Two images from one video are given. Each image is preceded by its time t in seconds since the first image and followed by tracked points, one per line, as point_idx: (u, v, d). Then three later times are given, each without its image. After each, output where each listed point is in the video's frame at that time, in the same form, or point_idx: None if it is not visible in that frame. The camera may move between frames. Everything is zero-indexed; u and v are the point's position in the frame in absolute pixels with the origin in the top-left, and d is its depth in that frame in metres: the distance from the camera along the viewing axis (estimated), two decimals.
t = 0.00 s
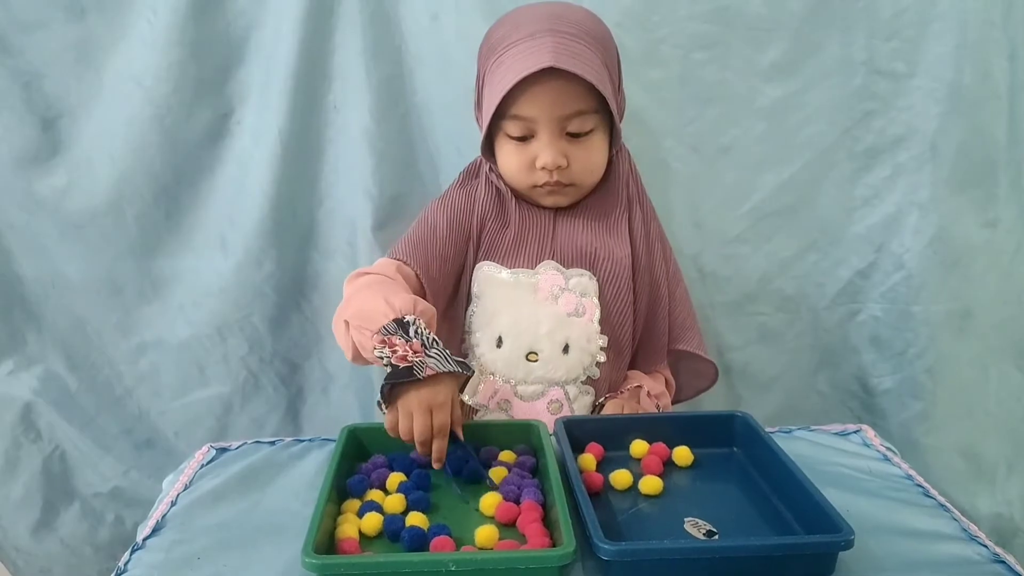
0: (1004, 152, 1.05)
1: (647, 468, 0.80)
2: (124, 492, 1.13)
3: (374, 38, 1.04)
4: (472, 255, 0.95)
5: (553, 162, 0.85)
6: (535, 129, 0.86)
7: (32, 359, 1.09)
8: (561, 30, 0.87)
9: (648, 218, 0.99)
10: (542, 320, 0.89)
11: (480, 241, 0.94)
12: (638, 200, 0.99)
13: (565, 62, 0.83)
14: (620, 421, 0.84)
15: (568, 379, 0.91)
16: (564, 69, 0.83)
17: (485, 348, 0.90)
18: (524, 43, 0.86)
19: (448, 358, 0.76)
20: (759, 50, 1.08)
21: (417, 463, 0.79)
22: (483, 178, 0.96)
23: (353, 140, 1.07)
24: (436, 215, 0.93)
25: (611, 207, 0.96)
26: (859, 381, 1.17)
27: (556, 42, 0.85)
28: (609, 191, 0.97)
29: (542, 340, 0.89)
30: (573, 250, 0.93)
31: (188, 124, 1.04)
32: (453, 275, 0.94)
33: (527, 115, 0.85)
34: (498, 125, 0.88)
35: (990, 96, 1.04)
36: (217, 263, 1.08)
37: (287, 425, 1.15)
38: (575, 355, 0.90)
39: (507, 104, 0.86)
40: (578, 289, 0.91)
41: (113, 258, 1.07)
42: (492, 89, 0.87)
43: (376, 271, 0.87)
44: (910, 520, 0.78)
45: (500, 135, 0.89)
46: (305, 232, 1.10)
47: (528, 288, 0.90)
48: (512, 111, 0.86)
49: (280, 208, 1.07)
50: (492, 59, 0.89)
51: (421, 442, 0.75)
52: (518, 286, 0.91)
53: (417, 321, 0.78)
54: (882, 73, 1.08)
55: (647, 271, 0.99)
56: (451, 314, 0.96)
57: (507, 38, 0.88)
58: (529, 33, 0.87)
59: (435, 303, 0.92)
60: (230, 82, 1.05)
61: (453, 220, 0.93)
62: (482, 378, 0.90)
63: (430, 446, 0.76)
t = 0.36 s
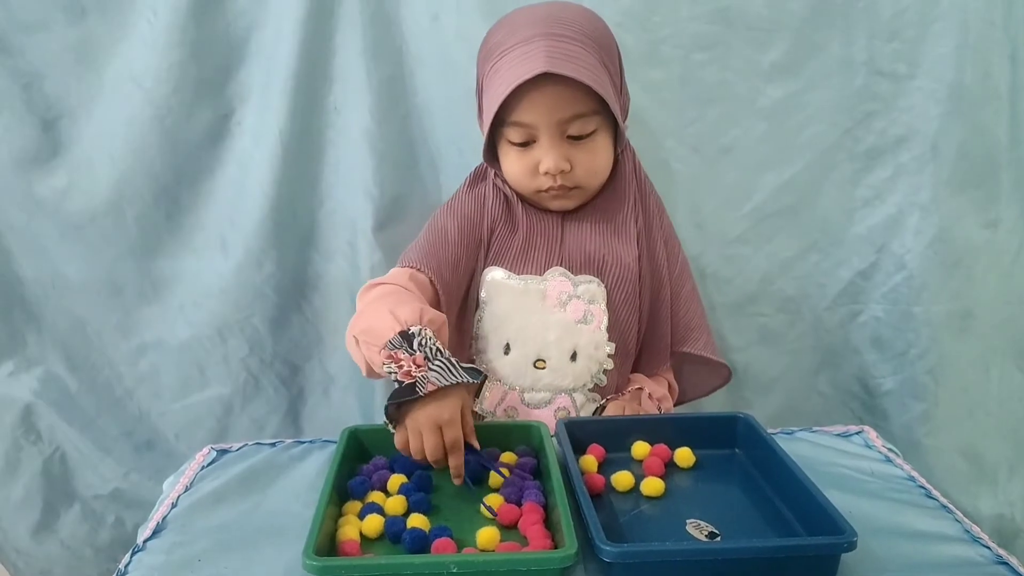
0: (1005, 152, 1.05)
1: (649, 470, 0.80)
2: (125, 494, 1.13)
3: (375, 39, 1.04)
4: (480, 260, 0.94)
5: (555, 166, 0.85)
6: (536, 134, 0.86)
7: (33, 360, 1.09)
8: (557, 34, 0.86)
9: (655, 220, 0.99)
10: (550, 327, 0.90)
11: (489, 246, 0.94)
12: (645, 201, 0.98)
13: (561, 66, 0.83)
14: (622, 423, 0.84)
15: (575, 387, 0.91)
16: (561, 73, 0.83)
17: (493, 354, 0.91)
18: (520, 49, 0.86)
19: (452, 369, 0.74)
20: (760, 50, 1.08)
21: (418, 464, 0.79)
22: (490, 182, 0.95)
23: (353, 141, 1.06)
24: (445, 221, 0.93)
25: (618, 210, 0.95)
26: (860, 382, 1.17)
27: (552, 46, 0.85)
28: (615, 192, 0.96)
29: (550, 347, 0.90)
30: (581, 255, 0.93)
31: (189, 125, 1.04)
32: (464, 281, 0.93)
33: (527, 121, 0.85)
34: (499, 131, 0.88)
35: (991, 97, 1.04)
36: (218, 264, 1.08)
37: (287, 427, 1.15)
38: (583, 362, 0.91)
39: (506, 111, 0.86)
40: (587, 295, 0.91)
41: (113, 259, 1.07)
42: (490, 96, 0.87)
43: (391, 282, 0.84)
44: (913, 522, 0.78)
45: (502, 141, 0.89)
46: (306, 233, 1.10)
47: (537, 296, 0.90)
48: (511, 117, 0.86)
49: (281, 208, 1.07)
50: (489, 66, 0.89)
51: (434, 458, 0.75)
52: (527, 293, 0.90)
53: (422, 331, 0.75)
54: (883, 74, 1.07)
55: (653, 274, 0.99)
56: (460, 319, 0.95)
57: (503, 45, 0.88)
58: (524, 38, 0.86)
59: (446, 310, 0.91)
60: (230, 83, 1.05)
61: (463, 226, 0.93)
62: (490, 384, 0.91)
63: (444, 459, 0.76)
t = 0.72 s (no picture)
0: (1006, 156, 1.05)
1: (651, 475, 0.80)
2: (126, 498, 1.13)
3: (376, 43, 1.04)
4: (488, 267, 0.94)
5: (567, 172, 0.85)
6: (548, 139, 0.86)
7: (34, 364, 1.09)
8: (570, 39, 0.86)
9: (662, 226, 0.99)
10: (557, 334, 0.90)
11: (497, 252, 0.94)
12: (653, 207, 0.98)
13: (575, 72, 0.83)
14: (624, 427, 0.84)
15: (581, 393, 0.91)
16: (575, 79, 0.83)
17: (499, 359, 0.91)
18: (532, 54, 0.86)
19: (480, 388, 0.73)
20: (761, 54, 1.08)
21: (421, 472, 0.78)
22: (497, 185, 0.95)
23: (354, 145, 1.06)
24: (455, 225, 0.92)
25: (625, 217, 0.96)
26: (861, 386, 1.17)
27: (566, 51, 0.85)
28: (624, 199, 0.96)
29: (556, 353, 0.90)
30: (589, 262, 0.93)
31: (191, 129, 1.04)
32: (473, 287, 0.93)
33: (540, 125, 0.85)
34: (510, 135, 0.88)
35: (992, 101, 1.04)
36: (219, 268, 1.08)
37: (289, 430, 1.15)
38: (589, 369, 0.91)
39: (518, 115, 0.86)
40: (593, 302, 0.91)
41: (115, 263, 1.07)
42: (502, 101, 0.87)
43: (401, 291, 0.84)
44: (915, 527, 0.78)
45: (512, 146, 0.89)
46: (308, 237, 1.10)
47: (544, 301, 0.90)
48: (524, 122, 0.86)
49: (283, 212, 1.07)
50: (501, 70, 0.89)
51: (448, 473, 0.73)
52: (534, 298, 0.90)
53: (448, 344, 0.74)
54: (884, 77, 1.07)
55: (660, 281, 0.99)
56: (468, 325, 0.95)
57: (515, 49, 0.88)
58: (536, 42, 0.87)
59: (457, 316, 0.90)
60: (232, 87, 1.05)
61: (472, 231, 0.92)
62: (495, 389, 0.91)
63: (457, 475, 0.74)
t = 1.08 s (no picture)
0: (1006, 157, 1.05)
1: (651, 475, 0.80)
2: (126, 499, 1.13)
3: (377, 44, 1.04)
4: (491, 269, 0.94)
5: (570, 173, 0.85)
6: (552, 140, 0.86)
7: (34, 365, 1.09)
8: (577, 40, 0.86)
9: (664, 229, 0.99)
10: (559, 335, 0.90)
11: (500, 253, 0.94)
12: (654, 210, 0.98)
13: (581, 73, 0.83)
14: (624, 428, 0.84)
15: (582, 395, 0.91)
16: (581, 80, 0.83)
17: (501, 361, 0.91)
18: (538, 54, 0.86)
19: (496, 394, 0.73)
20: (761, 55, 1.08)
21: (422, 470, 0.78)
22: (499, 186, 0.95)
23: (355, 146, 1.06)
24: (458, 226, 0.92)
25: (628, 219, 0.96)
26: (861, 387, 1.17)
27: (572, 52, 0.85)
28: (626, 200, 0.96)
29: (558, 355, 0.90)
30: (591, 263, 0.93)
31: (191, 130, 1.04)
32: (476, 289, 0.92)
33: (544, 126, 0.85)
34: (514, 136, 0.88)
35: (992, 101, 1.04)
36: (219, 269, 1.08)
37: (289, 431, 1.15)
38: (590, 370, 0.91)
39: (523, 116, 0.86)
40: (595, 303, 0.91)
41: (115, 264, 1.07)
42: (506, 100, 0.87)
43: (405, 292, 0.84)
44: (915, 527, 0.78)
45: (516, 146, 0.89)
46: (308, 238, 1.10)
47: (545, 303, 0.90)
48: (528, 122, 0.86)
49: (283, 213, 1.07)
50: (505, 70, 0.89)
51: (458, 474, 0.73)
52: (536, 299, 0.90)
53: (462, 350, 0.74)
54: (884, 78, 1.07)
55: (662, 283, 0.99)
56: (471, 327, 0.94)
57: (520, 49, 0.88)
58: (542, 43, 0.86)
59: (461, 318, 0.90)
60: (232, 88, 1.05)
61: (475, 232, 0.92)
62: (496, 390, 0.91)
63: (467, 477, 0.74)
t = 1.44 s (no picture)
0: (1006, 157, 1.05)
1: (652, 475, 0.79)
2: (126, 499, 1.13)
3: (377, 44, 1.04)
4: (497, 268, 0.94)
5: (577, 175, 0.85)
6: (560, 141, 0.86)
7: (34, 366, 1.09)
8: (585, 41, 0.86)
9: (667, 231, 0.99)
10: (564, 336, 0.90)
11: (507, 252, 0.94)
12: (658, 211, 0.98)
13: (590, 75, 0.83)
14: (626, 428, 0.84)
15: (585, 396, 0.91)
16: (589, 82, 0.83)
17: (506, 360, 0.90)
18: (546, 56, 0.86)
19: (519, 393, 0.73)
20: (761, 55, 1.08)
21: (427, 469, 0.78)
22: (505, 186, 0.95)
23: (355, 147, 1.06)
24: (469, 221, 0.91)
25: (633, 220, 0.95)
26: (861, 387, 1.17)
27: (580, 54, 0.85)
28: (631, 201, 0.96)
29: (562, 355, 0.90)
30: (596, 264, 0.93)
31: (191, 131, 1.04)
32: (485, 284, 0.92)
33: (552, 127, 0.85)
34: (521, 137, 0.88)
35: (992, 101, 1.04)
36: (220, 269, 1.08)
37: (289, 432, 1.15)
38: (594, 372, 0.91)
39: (530, 117, 0.86)
40: (600, 305, 0.91)
41: (115, 264, 1.07)
42: (514, 101, 0.87)
43: (422, 283, 0.84)
44: (916, 527, 0.77)
45: (522, 147, 0.89)
46: (309, 239, 1.10)
47: (551, 303, 0.90)
48: (536, 124, 0.86)
49: (283, 214, 1.07)
50: (512, 71, 0.89)
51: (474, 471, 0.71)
52: (541, 299, 0.90)
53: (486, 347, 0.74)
54: (884, 78, 1.07)
55: (665, 284, 0.99)
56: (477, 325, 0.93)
57: (528, 50, 0.88)
58: (550, 44, 0.86)
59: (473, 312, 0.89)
60: (232, 89, 1.05)
61: (486, 228, 0.91)
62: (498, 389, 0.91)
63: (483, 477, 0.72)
